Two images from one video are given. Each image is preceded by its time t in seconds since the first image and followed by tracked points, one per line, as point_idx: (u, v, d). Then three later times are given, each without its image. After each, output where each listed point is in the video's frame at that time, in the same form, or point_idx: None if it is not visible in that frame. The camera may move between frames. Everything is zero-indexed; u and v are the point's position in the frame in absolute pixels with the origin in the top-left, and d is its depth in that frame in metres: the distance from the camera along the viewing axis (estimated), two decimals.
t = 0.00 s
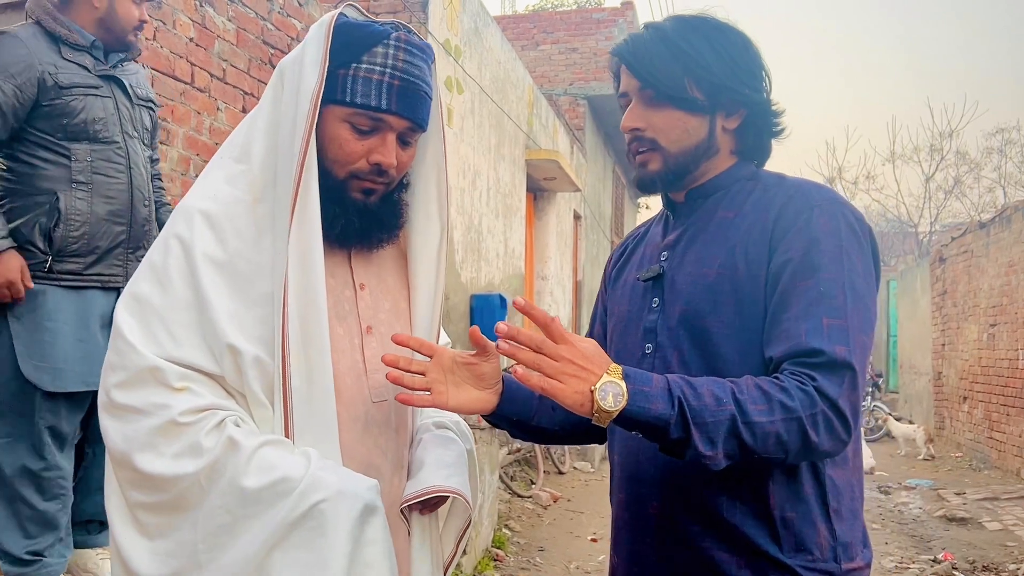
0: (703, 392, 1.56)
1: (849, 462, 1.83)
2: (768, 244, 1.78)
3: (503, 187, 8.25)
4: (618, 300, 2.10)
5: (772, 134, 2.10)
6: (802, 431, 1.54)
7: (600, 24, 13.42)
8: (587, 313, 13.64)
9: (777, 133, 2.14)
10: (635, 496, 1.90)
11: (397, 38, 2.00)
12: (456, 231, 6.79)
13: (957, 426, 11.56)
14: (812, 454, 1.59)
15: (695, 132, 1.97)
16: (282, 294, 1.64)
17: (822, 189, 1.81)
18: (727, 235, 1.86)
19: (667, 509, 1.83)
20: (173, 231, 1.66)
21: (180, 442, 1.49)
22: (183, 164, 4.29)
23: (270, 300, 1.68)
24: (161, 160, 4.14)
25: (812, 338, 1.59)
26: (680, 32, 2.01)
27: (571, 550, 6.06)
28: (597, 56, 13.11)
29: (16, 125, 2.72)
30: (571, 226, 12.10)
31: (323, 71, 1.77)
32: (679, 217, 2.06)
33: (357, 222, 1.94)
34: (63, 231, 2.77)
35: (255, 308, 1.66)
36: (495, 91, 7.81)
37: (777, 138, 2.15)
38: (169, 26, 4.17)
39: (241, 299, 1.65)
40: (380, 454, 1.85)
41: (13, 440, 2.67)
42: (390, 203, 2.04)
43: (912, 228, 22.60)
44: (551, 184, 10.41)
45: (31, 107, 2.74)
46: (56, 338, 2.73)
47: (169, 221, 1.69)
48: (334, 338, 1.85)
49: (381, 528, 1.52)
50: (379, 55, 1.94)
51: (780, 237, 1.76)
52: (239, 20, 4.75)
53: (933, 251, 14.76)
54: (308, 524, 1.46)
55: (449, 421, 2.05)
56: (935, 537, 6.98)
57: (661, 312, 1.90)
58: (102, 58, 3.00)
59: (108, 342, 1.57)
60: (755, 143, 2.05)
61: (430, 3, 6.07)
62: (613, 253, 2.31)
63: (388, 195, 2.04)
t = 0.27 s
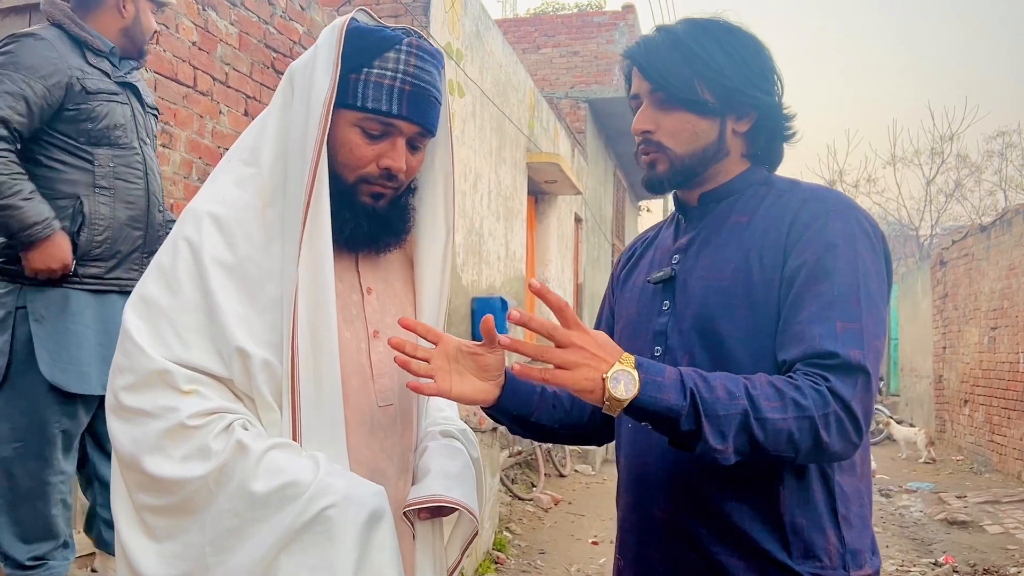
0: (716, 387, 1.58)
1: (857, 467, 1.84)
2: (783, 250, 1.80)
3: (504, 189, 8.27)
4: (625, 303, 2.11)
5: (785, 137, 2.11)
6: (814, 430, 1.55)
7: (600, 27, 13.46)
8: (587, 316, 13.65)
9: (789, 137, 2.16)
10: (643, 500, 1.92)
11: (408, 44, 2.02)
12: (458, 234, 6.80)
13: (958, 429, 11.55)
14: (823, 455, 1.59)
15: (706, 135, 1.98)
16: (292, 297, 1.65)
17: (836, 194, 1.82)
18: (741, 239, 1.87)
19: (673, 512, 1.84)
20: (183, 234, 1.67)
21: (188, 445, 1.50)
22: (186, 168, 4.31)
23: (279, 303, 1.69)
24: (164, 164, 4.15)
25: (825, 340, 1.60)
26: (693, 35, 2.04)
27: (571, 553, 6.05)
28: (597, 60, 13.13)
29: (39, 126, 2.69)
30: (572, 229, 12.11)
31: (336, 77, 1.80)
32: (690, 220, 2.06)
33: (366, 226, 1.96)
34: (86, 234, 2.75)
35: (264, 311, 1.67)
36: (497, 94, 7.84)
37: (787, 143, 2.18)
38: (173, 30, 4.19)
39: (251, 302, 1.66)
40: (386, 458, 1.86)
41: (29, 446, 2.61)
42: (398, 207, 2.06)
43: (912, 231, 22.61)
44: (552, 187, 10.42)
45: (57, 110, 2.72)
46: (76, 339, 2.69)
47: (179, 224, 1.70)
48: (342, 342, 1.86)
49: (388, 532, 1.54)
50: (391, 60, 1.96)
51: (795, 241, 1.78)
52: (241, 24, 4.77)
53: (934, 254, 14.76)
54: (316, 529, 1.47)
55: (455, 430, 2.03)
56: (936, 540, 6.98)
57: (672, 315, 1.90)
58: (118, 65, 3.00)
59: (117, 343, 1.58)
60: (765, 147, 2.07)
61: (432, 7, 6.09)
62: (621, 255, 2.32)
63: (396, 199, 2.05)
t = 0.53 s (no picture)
0: (708, 365, 1.62)
1: (875, 472, 1.84)
2: (793, 254, 1.80)
3: (505, 194, 8.30)
4: (638, 309, 2.12)
5: (795, 140, 2.12)
6: (801, 416, 1.55)
7: (601, 32, 13.50)
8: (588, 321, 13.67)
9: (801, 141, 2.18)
10: (655, 506, 1.93)
11: (416, 52, 2.04)
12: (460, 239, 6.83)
13: (959, 434, 11.55)
14: (814, 447, 1.58)
15: (717, 140, 2.00)
16: (301, 301, 1.68)
17: (847, 198, 1.83)
18: (752, 243, 1.88)
19: (691, 518, 1.85)
20: (193, 239, 1.70)
21: (199, 449, 1.52)
22: (189, 173, 4.34)
23: (288, 307, 1.71)
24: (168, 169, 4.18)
25: (823, 336, 1.61)
26: (703, 39, 2.05)
27: (571, 557, 6.07)
28: (598, 65, 13.17)
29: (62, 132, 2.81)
30: (573, 234, 12.13)
31: (344, 84, 1.82)
32: (704, 226, 2.07)
33: (373, 232, 1.98)
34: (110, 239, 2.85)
35: (274, 316, 1.69)
36: (498, 100, 7.87)
37: (801, 146, 2.19)
38: (176, 37, 4.22)
39: (260, 307, 1.68)
40: (393, 463, 1.88)
41: (48, 450, 2.69)
42: (403, 213, 2.08)
43: (912, 236, 22.62)
44: (552, 192, 10.45)
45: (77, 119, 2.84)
46: (97, 346, 2.78)
47: (188, 229, 1.73)
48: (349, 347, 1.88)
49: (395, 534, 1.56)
50: (399, 69, 1.99)
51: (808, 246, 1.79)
52: (244, 30, 4.80)
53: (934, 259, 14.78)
54: (325, 531, 1.49)
55: (459, 433, 2.05)
56: (936, 545, 6.98)
57: (687, 320, 1.92)
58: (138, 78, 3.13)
59: (127, 348, 1.60)
60: (777, 150, 2.08)
61: (433, 13, 6.12)
62: (634, 258, 2.33)
63: (401, 206, 2.08)
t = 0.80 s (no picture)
0: (702, 362, 1.69)
1: (880, 478, 1.86)
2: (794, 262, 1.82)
3: (506, 200, 8.33)
4: (643, 316, 2.14)
5: (799, 146, 2.14)
6: (786, 419, 1.61)
7: (602, 38, 13.56)
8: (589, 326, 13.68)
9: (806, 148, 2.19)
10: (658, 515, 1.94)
11: (421, 62, 2.07)
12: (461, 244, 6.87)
13: (959, 439, 11.56)
14: (801, 452, 1.62)
15: (719, 146, 2.03)
16: (307, 307, 1.71)
17: (850, 206, 1.85)
18: (754, 251, 1.91)
19: (702, 526, 1.84)
20: (199, 247, 1.72)
21: (206, 453, 1.54)
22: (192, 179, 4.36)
23: (293, 313, 1.74)
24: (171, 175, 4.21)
25: (820, 345, 1.64)
26: (708, 45, 2.07)
27: (570, 562, 6.08)
28: (599, 71, 13.22)
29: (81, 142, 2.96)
30: (573, 239, 12.16)
31: (350, 93, 1.85)
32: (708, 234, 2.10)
33: (378, 238, 2.01)
34: (133, 240, 3.02)
35: (279, 322, 1.72)
36: (499, 106, 7.91)
37: (805, 152, 2.21)
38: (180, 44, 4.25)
39: (266, 313, 1.71)
40: (398, 468, 1.91)
41: (63, 451, 2.82)
42: (408, 220, 2.10)
43: (912, 241, 22.65)
44: (553, 198, 10.49)
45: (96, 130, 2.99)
46: (114, 347, 2.93)
47: (194, 237, 1.75)
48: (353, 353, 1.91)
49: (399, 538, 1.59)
50: (404, 78, 2.02)
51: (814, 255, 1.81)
52: (247, 37, 4.83)
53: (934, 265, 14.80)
54: (331, 534, 1.52)
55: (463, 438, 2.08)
56: (936, 550, 7.00)
57: (693, 328, 1.93)
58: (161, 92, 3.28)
59: (134, 354, 1.63)
60: (780, 156, 2.10)
61: (435, 19, 6.16)
62: (639, 264, 2.36)
63: (406, 212, 2.10)
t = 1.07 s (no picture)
0: (755, 408, 1.65)
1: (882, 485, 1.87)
2: (807, 272, 1.83)
3: (506, 205, 8.35)
4: (643, 323, 2.15)
5: (792, 151, 2.14)
6: (854, 454, 1.62)
7: (602, 44, 13.60)
8: (589, 332, 13.68)
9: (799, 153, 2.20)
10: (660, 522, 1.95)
11: (424, 70, 2.09)
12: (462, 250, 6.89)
13: (959, 445, 11.56)
14: (866, 478, 1.65)
15: (709, 153, 2.04)
16: (309, 313, 1.71)
17: (858, 215, 1.86)
18: (760, 259, 1.91)
19: (702, 536, 1.86)
20: (204, 254, 1.73)
21: (209, 458, 1.55)
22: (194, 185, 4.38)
23: (296, 320, 1.74)
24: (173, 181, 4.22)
25: (863, 366, 1.65)
26: (697, 53, 2.09)
27: (570, 568, 6.07)
28: (599, 77, 13.26)
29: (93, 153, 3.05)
30: (573, 244, 12.18)
31: (353, 101, 1.86)
32: (706, 241, 2.11)
33: (379, 245, 2.02)
34: (153, 244, 3.11)
35: (282, 328, 1.73)
36: (499, 111, 7.93)
37: (799, 158, 2.20)
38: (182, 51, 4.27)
39: (269, 319, 1.72)
40: (400, 473, 1.92)
41: (70, 454, 2.85)
42: (410, 227, 2.11)
43: (912, 247, 22.66)
44: (553, 203, 10.51)
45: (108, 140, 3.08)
46: (123, 351, 2.96)
47: (198, 243, 1.77)
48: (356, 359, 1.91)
49: (400, 543, 1.60)
50: (407, 86, 2.03)
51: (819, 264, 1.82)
52: (249, 43, 4.85)
53: (934, 271, 14.82)
54: (332, 540, 1.53)
55: (465, 444, 2.09)
56: (936, 557, 6.99)
57: (692, 336, 1.94)
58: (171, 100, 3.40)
59: (138, 360, 1.64)
60: (771, 160, 2.10)
61: (435, 26, 6.19)
62: (636, 271, 2.37)
63: (408, 219, 2.11)
